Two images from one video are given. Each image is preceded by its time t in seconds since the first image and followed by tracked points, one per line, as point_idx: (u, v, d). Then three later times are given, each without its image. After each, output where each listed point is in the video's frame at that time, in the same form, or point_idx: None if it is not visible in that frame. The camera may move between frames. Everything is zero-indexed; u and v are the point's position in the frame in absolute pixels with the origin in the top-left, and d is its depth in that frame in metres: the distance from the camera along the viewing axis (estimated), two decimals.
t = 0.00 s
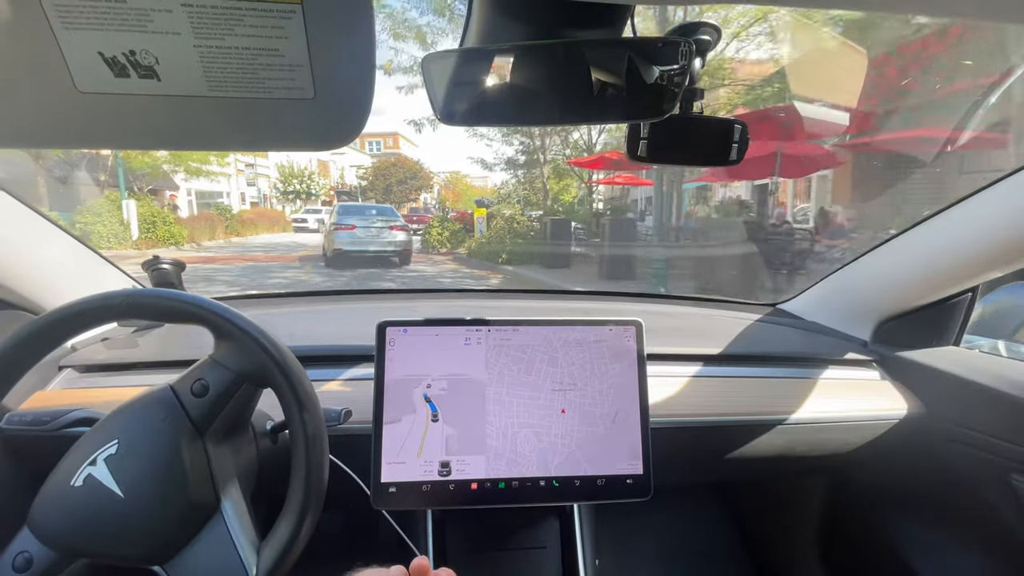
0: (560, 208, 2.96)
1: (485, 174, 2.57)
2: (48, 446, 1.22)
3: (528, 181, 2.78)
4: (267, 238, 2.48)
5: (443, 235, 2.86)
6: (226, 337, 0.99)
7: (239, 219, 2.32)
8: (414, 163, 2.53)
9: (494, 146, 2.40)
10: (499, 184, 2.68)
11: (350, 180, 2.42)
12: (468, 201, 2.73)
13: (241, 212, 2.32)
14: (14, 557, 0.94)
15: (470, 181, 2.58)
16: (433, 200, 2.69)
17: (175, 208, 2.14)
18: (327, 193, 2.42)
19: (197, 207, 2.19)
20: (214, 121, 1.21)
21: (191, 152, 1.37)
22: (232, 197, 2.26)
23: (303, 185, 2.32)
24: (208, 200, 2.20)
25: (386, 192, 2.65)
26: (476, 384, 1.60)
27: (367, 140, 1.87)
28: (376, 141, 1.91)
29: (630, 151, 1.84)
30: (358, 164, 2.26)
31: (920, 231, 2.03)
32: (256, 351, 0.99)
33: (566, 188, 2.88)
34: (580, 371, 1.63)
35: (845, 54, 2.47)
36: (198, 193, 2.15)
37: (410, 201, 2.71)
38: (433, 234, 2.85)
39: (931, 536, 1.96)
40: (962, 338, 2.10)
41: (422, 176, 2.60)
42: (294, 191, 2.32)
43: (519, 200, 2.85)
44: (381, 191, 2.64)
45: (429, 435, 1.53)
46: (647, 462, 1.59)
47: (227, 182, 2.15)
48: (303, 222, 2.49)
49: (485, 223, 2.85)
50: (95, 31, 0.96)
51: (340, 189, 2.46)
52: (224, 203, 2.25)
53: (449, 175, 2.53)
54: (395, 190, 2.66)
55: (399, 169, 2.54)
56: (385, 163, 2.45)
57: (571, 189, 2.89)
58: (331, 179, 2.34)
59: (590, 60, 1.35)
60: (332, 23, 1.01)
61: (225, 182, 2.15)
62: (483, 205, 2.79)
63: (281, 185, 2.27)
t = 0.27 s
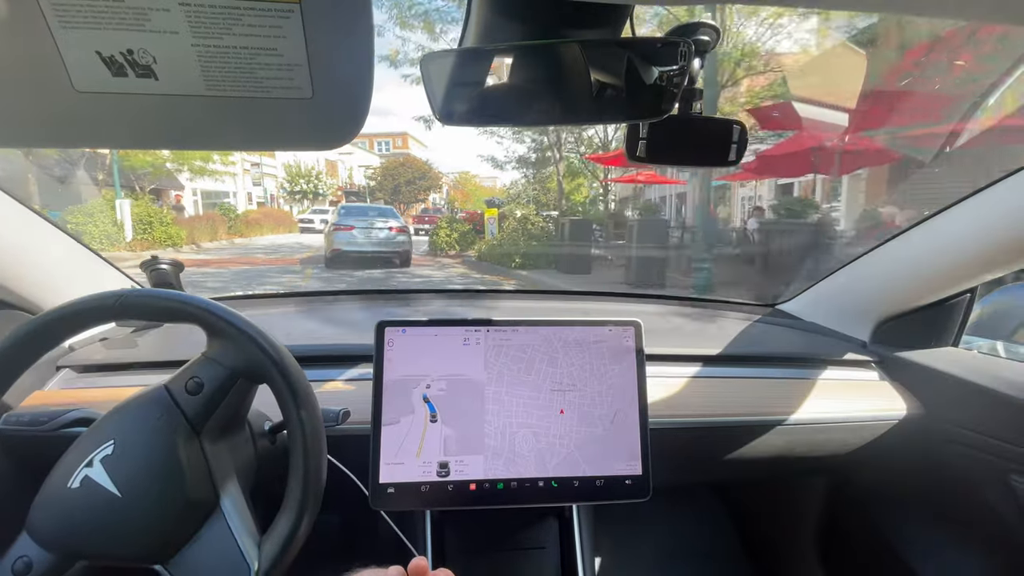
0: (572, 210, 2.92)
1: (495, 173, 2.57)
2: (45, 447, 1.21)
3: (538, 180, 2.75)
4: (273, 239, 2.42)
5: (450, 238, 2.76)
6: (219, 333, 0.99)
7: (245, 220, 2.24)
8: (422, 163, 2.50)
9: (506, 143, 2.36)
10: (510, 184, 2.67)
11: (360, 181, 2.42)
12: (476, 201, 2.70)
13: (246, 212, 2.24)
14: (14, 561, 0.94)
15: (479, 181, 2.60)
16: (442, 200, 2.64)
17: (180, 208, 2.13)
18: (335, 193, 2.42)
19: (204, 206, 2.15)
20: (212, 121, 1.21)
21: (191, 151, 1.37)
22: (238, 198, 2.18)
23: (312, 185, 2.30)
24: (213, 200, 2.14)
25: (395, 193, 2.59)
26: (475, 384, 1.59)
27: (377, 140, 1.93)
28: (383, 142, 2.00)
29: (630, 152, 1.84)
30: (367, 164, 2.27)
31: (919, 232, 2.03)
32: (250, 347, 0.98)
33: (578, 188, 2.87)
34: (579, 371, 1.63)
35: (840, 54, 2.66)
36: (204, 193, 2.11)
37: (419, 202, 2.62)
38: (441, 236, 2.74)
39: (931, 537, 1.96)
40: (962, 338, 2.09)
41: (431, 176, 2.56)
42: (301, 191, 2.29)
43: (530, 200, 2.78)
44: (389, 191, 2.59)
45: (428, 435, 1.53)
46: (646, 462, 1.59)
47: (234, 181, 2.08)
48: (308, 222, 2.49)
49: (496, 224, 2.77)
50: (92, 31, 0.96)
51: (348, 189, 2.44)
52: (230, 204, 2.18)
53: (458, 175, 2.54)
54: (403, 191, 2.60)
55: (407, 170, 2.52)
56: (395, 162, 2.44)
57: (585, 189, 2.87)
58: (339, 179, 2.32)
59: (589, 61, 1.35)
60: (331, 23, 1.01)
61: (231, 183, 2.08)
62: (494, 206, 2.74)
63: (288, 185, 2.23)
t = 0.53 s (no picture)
0: (587, 208, 2.92)
1: (505, 172, 2.52)
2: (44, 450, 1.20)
3: (549, 181, 2.68)
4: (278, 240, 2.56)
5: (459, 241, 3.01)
6: (218, 334, 0.98)
7: (248, 221, 2.40)
8: (432, 164, 2.50)
9: (517, 142, 2.28)
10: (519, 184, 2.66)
11: (368, 180, 2.40)
12: (486, 202, 2.83)
13: (249, 214, 2.39)
14: (14, 565, 0.93)
15: (489, 183, 2.63)
16: (451, 201, 2.75)
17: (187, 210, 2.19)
18: (343, 193, 2.39)
19: (213, 207, 2.25)
20: (211, 122, 1.21)
21: (192, 152, 1.36)
22: (247, 199, 2.31)
23: (320, 185, 2.31)
24: (220, 200, 2.25)
25: (405, 194, 2.60)
26: (475, 385, 1.59)
27: (389, 141, 2.00)
28: (394, 142, 2.04)
29: (631, 153, 1.83)
30: (375, 164, 2.28)
31: (918, 233, 2.02)
32: (250, 348, 0.98)
33: (589, 188, 2.83)
34: (580, 372, 1.63)
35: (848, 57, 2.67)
36: (210, 194, 2.19)
37: (428, 202, 2.68)
38: (451, 238, 2.99)
39: (931, 537, 1.96)
40: (961, 338, 2.08)
41: (440, 176, 2.60)
42: (309, 190, 2.31)
43: (541, 201, 2.80)
44: (399, 194, 2.59)
45: (428, 437, 1.53)
46: (647, 464, 1.58)
47: (239, 182, 2.16)
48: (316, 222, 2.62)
49: (509, 225, 2.95)
50: (91, 32, 0.96)
51: (358, 190, 2.42)
52: (239, 205, 2.31)
53: (467, 176, 2.57)
54: (413, 192, 2.63)
55: (417, 170, 2.52)
56: (403, 163, 2.42)
57: (597, 189, 2.84)
58: (348, 179, 2.31)
59: (588, 61, 1.35)
60: (332, 24, 1.01)
61: (237, 183, 2.16)
62: (506, 206, 2.88)
63: (297, 185, 2.27)
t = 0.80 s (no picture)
0: (607, 209, 2.96)
1: (517, 172, 2.55)
2: (43, 449, 1.20)
3: (560, 181, 2.80)
4: (285, 241, 2.49)
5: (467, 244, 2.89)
6: (219, 335, 0.98)
7: (253, 221, 2.34)
8: (441, 164, 2.53)
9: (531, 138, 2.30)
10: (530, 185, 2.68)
11: (377, 180, 2.43)
12: (497, 202, 2.76)
13: (255, 214, 2.34)
14: (13, 563, 0.93)
15: (498, 184, 2.61)
16: (461, 201, 2.70)
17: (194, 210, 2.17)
18: (352, 193, 2.44)
19: (221, 207, 2.25)
20: (211, 122, 1.21)
21: (192, 151, 1.36)
22: (253, 199, 2.28)
23: (326, 186, 2.36)
24: (226, 200, 2.22)
25: (414, 194, 2.60)
26: (476, 385, 1.59)
27: (398, 142, 2.08)
28: (405, 142, 2.11)
29: (631, 152, 1.83)
30: (385, 164, 2.35)
31: (919, 233, 2.02)
32: (251, 349, 0.98)
33: (603, 188, 2.94)
34: (580, 372, 1.63)
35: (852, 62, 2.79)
36: (216, 194, 2.18)
37: (437, 203, 2.65)
38: (461, 239, 2.88)
39: (931, 537, 1.96)
40: (961, 338, 2.10)
41: (449, 176, 2.59)
42: (316, 190, 2.35)
43: (552, 200, 2.81)
44: (408, 194, 2.60)
45: (428, 436, 1.53)
46: (648, 464, 1.58)
47: (245, 181, 2.14)
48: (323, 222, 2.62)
49: (524, 225, 2.81)
50: (91, 31, 0.96)
51: (367, 190, 2.46)
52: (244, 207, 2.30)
53: (476, 177, 2.56)
54: (422, 192, 2.62)
55: (426, 170, 2.56)
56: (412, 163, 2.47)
57: (611, 188, 2.94)
58: (357, 179, 2.37)
59: (587, 61, 1.35)
60: (333, 24, 1.01)
61: (243, 182, 2.15)
62: (518, 206, 2.78)
63: (304, 185, 2.31)
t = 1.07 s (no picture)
0: (630, 208, 2.96)
1: (526, 171, 2.47)
2: (42, 450, 1.19)
3: (570, 180, 2.83)
4: (290, 241, 2.51)
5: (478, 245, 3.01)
6: (215, 333, 0.98)
7: (257, 221, 2.32)
8: (449, 163, 2.56)
9: (545, 136, 2.17)
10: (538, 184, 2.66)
11: (386, 180, 2.51)
12: (508, 202, 2.78)
13: (260, 214, 2.32)
14: (14, 567, 0.93)
15: (508, 183, 2.59)
16: (470, 201, 2.73)
17: (203, 209, 2.13)
18: (359, 193, 2.50)
19: (226, 206, 2.19)
20: (211, 123, 1.21)
21: (192, 152, 1.36)
22: (260, 199, 2.28)
23: (335, 185, 2.41)
24: (231, 200, 2.18)
25: (423, 194, 2.67)
26: (475, 384, 1.59)
27: (405, 141, 2.12)
28: (412, 142, 2.17)
29: (630, 152, 1.84)
30: (394, 164, 2.45)
31: (918, 232, 2.03)
32: (248, 348, 0.98)
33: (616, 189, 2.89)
34: (579, 372, 1.63)
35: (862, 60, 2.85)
36: (222, 193, 2.13)
37: (446, 203, 2.69)
38: (472, 240, 3.00)
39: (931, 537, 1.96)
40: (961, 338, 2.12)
41: (459, 176, 2.64)
42: (324, 190, 2.39)
43: (563, 200, 2.84)
44: (419, 194, 2.67)
45: (428, 436, 1.53)
46: (648, 463, 1.58)
47: (251, 180, 2.13)
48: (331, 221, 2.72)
49: (539, 225, 2.84)
50: (90, 32, 0.96)
51: (375, 190, 2.52)
52: (251, 207, 2.29)
53: (486, 176, 2.56)
54: (432, 192, 2.70)
55: (435, 169, 2.60)
56: (421, 163, 2.53)
57: (615, 191, 2.90)
58: (365, 179, 2.43)
59: (587, 61, 1.34)
60: (333, 24, 1.01)
61: (248, 180, 2.13)
62: (533, 205, 2.81)
63: (311, 185, 2.34)
